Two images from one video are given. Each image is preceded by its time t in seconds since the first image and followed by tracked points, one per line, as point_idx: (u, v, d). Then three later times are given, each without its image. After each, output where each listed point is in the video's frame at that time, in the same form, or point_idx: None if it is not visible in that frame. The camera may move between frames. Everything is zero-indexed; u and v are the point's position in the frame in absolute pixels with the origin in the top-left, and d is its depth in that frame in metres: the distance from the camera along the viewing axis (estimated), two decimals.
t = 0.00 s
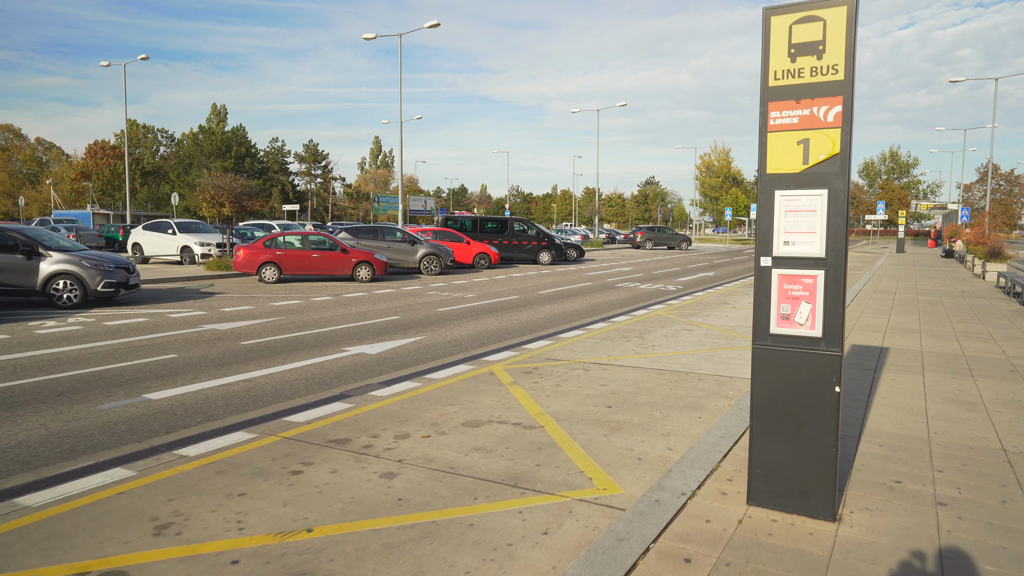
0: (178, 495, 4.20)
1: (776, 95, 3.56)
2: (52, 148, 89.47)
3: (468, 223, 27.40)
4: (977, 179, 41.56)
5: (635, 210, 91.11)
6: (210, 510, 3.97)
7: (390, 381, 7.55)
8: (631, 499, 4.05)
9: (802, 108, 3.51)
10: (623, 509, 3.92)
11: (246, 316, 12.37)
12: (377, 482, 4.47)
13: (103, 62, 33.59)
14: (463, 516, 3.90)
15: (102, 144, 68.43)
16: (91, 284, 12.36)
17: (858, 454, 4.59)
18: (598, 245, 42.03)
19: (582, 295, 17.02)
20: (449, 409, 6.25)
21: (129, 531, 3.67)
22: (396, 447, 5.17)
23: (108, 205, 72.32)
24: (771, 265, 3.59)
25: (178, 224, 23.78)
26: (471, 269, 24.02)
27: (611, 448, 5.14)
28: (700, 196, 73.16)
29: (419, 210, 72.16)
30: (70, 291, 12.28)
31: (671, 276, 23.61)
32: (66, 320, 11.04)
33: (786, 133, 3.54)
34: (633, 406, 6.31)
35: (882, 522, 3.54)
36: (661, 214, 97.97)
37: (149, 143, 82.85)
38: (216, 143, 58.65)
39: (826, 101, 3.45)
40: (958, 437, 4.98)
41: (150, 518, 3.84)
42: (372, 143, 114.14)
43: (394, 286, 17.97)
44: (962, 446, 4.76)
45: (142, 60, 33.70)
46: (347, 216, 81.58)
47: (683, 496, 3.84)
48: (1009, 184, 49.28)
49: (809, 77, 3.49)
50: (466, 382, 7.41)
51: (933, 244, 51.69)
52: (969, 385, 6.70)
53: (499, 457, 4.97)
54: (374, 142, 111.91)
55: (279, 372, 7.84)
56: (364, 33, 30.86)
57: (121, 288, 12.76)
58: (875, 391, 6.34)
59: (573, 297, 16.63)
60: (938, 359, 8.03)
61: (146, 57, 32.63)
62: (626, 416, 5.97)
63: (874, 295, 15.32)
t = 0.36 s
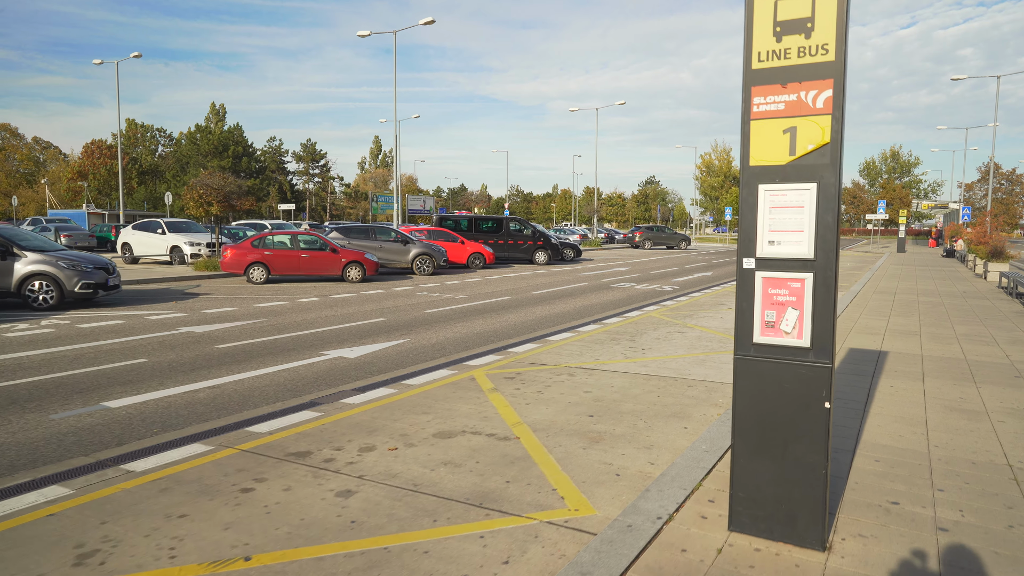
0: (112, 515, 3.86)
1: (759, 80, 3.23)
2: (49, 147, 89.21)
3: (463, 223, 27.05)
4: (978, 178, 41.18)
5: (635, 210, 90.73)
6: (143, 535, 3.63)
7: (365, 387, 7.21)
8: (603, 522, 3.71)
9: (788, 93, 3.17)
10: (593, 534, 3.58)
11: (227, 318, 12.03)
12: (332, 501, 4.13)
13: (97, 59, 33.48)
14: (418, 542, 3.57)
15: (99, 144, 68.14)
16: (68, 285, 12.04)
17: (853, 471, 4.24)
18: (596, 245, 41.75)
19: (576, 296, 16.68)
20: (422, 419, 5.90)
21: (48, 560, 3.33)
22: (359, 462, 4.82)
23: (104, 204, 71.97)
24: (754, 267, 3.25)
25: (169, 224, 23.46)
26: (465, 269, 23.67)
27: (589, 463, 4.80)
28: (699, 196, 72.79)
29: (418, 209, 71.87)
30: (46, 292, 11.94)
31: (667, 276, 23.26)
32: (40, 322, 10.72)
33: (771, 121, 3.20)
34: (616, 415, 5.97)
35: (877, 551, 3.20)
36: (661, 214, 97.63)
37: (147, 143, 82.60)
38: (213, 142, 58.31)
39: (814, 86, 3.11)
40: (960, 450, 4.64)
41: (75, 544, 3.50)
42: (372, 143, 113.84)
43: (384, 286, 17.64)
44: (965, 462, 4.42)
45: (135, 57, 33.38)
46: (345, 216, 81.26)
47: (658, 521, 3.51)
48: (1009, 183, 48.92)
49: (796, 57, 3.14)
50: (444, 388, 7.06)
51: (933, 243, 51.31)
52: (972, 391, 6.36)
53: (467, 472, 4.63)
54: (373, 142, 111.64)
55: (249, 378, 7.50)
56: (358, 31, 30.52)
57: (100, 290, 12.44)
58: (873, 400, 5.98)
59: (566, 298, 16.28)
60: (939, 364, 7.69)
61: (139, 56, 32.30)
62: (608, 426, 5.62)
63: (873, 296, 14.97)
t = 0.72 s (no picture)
0: (39, 542, 3.51)
1: (747, 61, 2.88)
2: (47, 147, 88.92)
3: (458, 222, 26.69)
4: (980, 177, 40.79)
5: (635, 210, 90.35)
6: (68, 566, 3.28)
7: (341, 395, 6.85)
8: (578, 551, 3.36)
9: (780, 74, 2.82)
10: (566, 565, 3.24)
11: (210, 320, 11.69)
12: (285, 524, 3.78)
13: (90, 57, 33.16)
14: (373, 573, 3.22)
15: (96, 144, 67.80)
16: (45, 286, 11.70)
17: (853, 491, 3.89)
18: (595, 245, 41.42)
19: (570, 297, 16.33)
20: (395, 430, 5.55)
21: None
22: (322, 479, 4.48)
23: (102, 204, 71.67)
24: (743, 269, 2.91)
25: (159, 223, 23.12)
26: (460, 269, 23.32)
27: (569, 479, 4.45)
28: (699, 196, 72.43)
29: (416, 209, 71.51)
30: (23, 293, 11.59)
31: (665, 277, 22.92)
32: (15, 325, 10.38)
33: (761, 105, 2.85)
34: (602, 425, 5.62)
35: None
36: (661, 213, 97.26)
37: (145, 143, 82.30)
38: (210, 142, 58.00)
39: (808, 65, 2.76)
40: (970, 467, 4.29)
41: None
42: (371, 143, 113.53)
43: (376, 287, 17.29)
44: (976, 480, 4.07)
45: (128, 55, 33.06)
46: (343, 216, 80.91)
47: (637, 551, 3.16)
48: (1011, 183, 48.55)
49: (789, 34, 2.79)
50: (423, 395, 6.72)
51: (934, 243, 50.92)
52: (980, 399, 6.01)
53: (437, 490, 4.28)
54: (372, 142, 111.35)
55: (221, 384, 7.15)
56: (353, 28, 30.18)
57: (79, 292, 12.10)
58: (875, 409, 5.63)
59: (561, 299, 15.93)
60: (943, 369, 7.34)
61: (133, 53, 31.95)
62: (592, 438, 5.28)
63: (874, 297, 14.64)
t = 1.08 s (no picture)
0: None
1: (732, 38, 2.55)
2: (45, 146, 88.64)
3: (453, 222, 26.36)
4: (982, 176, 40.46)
5: (635, 209, 90.00)
6: None
7: (314, 403, 6.51)
8: None
9: (769, 53, 2.49)
10: None
11: (192, 322, 11.36)
12: (229, 553, 3.44)
13: (83, 55, 32.81)
14: None
15: (93, 143, 67.47)
16: (22, 288, 11.38)
17: (852, 517, 3.55)
18: (594, 245, 41.10)
19: (564, 298, 16.01)
20: (365, 444, 5.21)
21: None
22: (278, 499, 4.14)
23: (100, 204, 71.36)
24: (727, 275, 2.58)
25: (149, 223, 22.78)
26: (454, 269, 22.99)
27: (545, 499, 4.12)
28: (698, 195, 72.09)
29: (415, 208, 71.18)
30: None
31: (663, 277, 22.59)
32: None
33: (747, 88, 2.52)
34: (586, 438, 5.28)
35: None
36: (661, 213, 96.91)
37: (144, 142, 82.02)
38: (206, 142, 57.73)
39: (802, 43, 2.43)
40: (979, 486, 3.96)
41: None
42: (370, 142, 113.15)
43: (366, 288, 16.96)
44: (986, 502, 3.74)
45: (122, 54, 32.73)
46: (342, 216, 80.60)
47: None
48: (1012, 182, 48.24)
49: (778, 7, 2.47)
50: (400, 404, 6.37)
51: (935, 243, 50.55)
52: (987, 408, 5.67)
53: (401, 513, 3.94)
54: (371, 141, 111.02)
55: (189, 391, 6.80)
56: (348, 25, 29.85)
57: (57, 294, 11.78)
58: (876, 420, 5.29)
59: (555, 300, 15.61)
60: (948, 375, 7.00)
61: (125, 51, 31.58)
62: (574, 452, 4.94)
63: (874, 298, 14.28)
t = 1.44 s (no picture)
0: None
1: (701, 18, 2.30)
2: (42, 146, 88.38)
3: (448, 222, 26.09)
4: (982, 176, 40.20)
5: (633, 209, 89.77)
6: None
7: (283, 413, 6.21)
8: None
9: (742, 33, 2.23)
10: None
11: (172, 325, 11.08)
12: None
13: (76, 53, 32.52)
14: None
15: (90, 143, 67.30)
16: None
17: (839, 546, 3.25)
18: (591, 246, 40.88)
19: (557, 300, 15.73)
20: (329, 458, 4.92)
21: None
22: (226, 521, 3.84)
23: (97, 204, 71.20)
24: (695, 284, 2.32)
25: (138, 222, 22.51)
26: (448, 270, 22.73)
27: (512, 522, 3.82)
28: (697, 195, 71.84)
29: (413, 208, 70.88)
30: None
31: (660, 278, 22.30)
32: None
33: (717, 73, 2.27)
34: (563, 451, 5.00)
35: None
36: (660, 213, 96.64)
37: (141, 142, 81.83)
38: (202, 141, 57.49)
39: (778, 20, 2.17)
40: (979, 508, 3.67)
41: None
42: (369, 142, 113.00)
43: (356, 289, 16.68)
44: (986, 527, 3.45)
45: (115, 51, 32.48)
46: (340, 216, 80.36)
47: None
48: (1012, 182, 47.99)
49: None
50: (373, 414, 6.09)
51: (935, 244, 50.21)
52: (988, 418, 5.38)
53: (355, 537, 3.65)
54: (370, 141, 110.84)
55: (153, 400, 6.50)
56: (343, 24, 29.62)
57: (34, 296, 11.50)
58: (869, 431, 5.00)
59: (547, 301, 15.33)
60: (947, 382, 6.71)
61: (119, 49, 31.38)
62: (548, 467, 4.66)
63: (872, 300, 13.99)
